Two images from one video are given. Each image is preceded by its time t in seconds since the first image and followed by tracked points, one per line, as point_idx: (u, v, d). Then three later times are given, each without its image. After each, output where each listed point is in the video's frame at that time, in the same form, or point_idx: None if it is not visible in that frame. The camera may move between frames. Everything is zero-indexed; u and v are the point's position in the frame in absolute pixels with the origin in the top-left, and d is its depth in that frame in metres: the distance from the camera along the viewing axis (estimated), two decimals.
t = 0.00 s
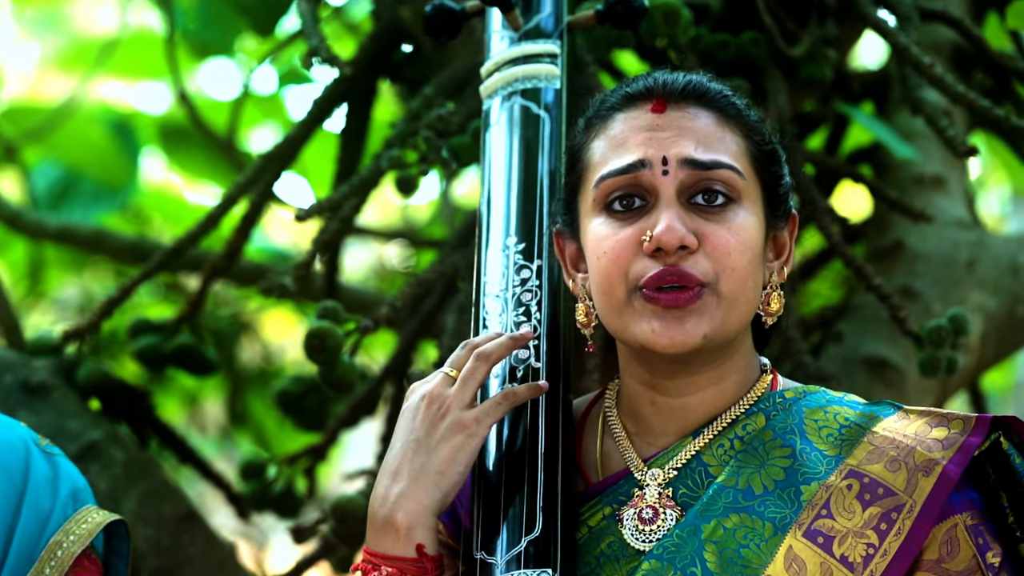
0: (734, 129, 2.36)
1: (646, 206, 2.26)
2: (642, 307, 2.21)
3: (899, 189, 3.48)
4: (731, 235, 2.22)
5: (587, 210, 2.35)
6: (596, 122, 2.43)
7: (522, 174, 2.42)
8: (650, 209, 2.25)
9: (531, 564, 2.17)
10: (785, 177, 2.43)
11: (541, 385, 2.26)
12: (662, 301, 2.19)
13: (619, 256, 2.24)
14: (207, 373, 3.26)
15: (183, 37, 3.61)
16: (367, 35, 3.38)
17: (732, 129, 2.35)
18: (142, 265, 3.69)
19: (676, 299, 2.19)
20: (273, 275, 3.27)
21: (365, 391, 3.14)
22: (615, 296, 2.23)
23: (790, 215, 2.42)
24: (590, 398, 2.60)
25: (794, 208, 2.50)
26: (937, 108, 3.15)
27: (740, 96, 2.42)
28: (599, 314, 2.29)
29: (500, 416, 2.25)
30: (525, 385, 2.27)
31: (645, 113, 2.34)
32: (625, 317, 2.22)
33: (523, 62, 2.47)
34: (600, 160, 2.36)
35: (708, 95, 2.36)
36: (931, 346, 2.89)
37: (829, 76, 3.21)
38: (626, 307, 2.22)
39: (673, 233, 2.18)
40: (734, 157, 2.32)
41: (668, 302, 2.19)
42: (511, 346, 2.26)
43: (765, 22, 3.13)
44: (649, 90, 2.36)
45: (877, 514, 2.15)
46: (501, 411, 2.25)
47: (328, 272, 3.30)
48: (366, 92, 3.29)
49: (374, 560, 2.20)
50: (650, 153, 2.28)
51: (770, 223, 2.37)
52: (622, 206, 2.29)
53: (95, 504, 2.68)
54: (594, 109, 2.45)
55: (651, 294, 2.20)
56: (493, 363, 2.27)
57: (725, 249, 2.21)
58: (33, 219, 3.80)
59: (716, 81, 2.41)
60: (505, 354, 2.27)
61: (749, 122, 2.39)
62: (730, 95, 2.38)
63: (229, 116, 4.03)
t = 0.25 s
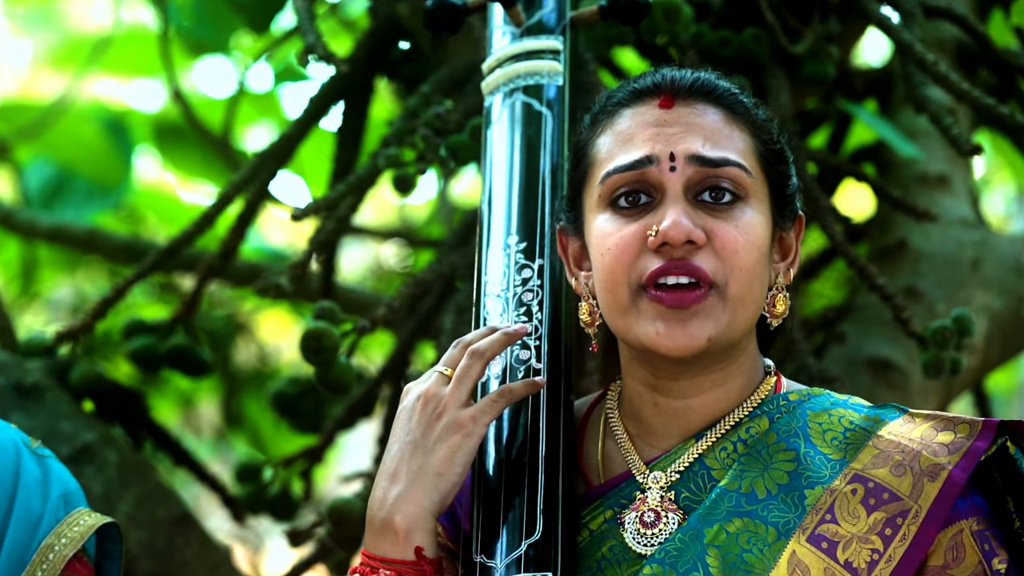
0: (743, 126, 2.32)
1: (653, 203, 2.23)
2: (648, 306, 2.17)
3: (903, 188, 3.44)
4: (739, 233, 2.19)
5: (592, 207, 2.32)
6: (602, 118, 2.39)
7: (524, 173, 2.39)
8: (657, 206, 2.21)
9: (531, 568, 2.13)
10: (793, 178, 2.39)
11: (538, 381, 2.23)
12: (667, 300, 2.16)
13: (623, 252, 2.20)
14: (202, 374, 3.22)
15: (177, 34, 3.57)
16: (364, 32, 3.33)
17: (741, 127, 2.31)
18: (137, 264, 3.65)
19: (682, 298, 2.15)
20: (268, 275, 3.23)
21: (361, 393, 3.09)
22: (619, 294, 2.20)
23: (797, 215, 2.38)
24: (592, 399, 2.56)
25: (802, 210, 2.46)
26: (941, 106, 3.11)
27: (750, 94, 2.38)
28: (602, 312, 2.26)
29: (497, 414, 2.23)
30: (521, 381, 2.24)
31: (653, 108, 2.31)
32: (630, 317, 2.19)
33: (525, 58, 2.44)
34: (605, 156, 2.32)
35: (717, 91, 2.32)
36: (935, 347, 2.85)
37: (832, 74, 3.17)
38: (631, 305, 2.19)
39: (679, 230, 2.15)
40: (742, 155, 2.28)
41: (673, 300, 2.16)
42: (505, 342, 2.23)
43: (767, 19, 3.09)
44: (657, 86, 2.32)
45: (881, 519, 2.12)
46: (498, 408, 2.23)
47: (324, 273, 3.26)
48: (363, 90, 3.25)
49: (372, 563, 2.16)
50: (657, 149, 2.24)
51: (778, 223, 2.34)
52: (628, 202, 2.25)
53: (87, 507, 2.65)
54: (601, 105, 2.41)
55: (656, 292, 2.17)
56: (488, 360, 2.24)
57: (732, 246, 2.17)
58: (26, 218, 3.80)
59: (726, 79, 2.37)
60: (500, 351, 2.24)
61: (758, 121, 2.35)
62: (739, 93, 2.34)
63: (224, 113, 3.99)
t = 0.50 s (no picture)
0: (754, 125, 2.28)
1: (662, 201, 2.19)
2: (657, 306, 2.14)
3: (907, 186, 3.41)
4: (749, 232, 2.15)
5: (599, 205, 2.28)
6: (610, 115, 2.34)
7: (529, 171, 2.35)
8: (666, 204, 2.18)
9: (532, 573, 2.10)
10: (802, 179, 2.36)
11: (534, 375, 2.21)
12: (676, 300, 2.13)
13: (632, 251, 2.16)
14: (196, 374, 3.18)
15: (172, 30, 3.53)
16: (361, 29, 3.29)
17: (750, 125, 2.28)
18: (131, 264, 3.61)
19: (691, 298, 2.12)
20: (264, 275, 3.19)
21: (358, 394, 3.05)
22: (627, 294, 2.16)
23: (805, 216, 2.35)
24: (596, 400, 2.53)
25: (809, 210, 2.43)
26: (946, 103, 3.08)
27: (759, 93, 2.35)
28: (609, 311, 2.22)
29: (494, 410, 2.19)
30: (517, 376, 2.21)
31: (662, 105, 2.27)
32: (639, 319, 2.16)
33: (530, 55, 2.41)
34: (613, 153, 2.28)
35: (727, 89, 2.28)
36: (939, 348, 2.82)
37: (835, 71, 3.13)
38: (639, 305, 2.16)
39: (690, 228, 2.11)
40: (753, 153, 2.24)
41: (682, 300, 2.12)
42: (499, 338, 2.21)
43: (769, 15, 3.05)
44: (667, 82, 2.28)
45: (889, 524, 2.08)
46: (495, 405, 2.19)
47: (320, 273, 3.22)
48: (360, 87, 3.21)
49: (372, 565, 2.13)
50: (667, 146, 2.21)
51: (786, 223, 2.31)
52: (636, 200, 2.22)
53: (83, 512, 2.61)
54: (608, 101, 2.37)
55: (666, 293, 2.14)
56: (483, 357, 2.21)
57: (743, 246, 2.14)
58: (20, 217, 3.79)
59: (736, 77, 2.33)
60: (494, 347, 2.21)
61: (769, 120, 2.31)
62: (749, 91, 2.31)
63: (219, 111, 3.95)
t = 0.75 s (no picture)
0: (767, 125, 2.24)
1: (675, 201, 2.14)
2: (670, 307, 2.10)
3: (911, 185, 3.36)
4: (764, 233, 2.11)
5: (608, 204, 2.23)
6: (620, 112, 2.29)
7: (533, 169, 2.31)
8: (680, 204, 2.13)
9: None
10: (811, 180, 2.32)
11: (535, 375, 2.16)
12: (689, 301, 2.08)
13: (645, 252, 2.12)
14: (190, 376, 3.13)
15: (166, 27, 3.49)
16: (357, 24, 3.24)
17: (763, 124, 2.23)
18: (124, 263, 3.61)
19: (705, 299, 2.07)
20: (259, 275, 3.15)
21: (355, 395, 2.99)
22: (639, 295, 2.11)
23: (814, 217, 2.31)
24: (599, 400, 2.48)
25: (817, 211, 2.39)
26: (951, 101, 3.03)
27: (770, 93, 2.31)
28: (618, 312, 2.17)
29: (496, 410, 2.15)
30: (519, 375, 2.17)
31: (674, 103, 2.22)
32: (652, 320, 2.11)
33: (535, 51, 2.38)
34: (624, 152, 2.24)
35: (740, 88, 2.24)
36: (944, 349, 2.77)
37: (839, 68, 3.08)
38: (652, 306, 2.11)
39: (705, 228, 2.07)
40: (766, 153, 2.20)
41: (696, 301, 2.08)
42: (500, 337, 2.17)
43: (771, 10, 3.00)
44: (680, 80, 2.24)
45: (896, 529, 2.04)
46: (497, 404, 2.15)
47: (316, 273, 3.18)
48: (357, 84, 3.17)
49: (372, 568, 2.09)
50: (680, 145, 2.16)
51: (796, 223, 2.26)
52: (648, 199, 2.17)
53: (79, 518, 2.56)
54: (617, 98, 2.32)
55: (679, 294, 2.09)
56: (484, 356, 2.17)
57: (758, 247, 2.09)
58: (11, 217, 3.71)
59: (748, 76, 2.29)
60: (495, 346, 2.17)
61: (781, 121, 2.27)
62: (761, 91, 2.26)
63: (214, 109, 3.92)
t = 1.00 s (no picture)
0: (767, 122, 2.20)
1: (678, 203, 2.11)
2: (675, 311, 2.06)
3: (915, 183, 3.32)
4: (769, 233, 2.08)
5: (610, 206, 2.19)
6: (618, 113, 2.25)
7: (534, 168, 2.29)
8: (683, 206, 2.10)
9: None
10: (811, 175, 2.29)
11: (546, 386, 2.12)
12: (696, 304, 2.05)
13: (649, 254, 2.08)
14: (186, 377, 3.10)
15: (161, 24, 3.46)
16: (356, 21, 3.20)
17: (764, 123, 2.20)
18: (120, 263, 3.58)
19: (711, 301, 2.05)
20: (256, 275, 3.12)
21: (353, 396, 2.96)
22: (643, 299, 2.08)
23: (815, 213, 2.28)
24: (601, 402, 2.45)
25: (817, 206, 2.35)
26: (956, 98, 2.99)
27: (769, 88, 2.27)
28: (621, 315, 2.14)
29: (503, 418, 2.11)
30: (528, 385, 2.12)
31: (675, 103, 2.18)
32: (656, 323, 2.07)
33: (538, 49, 2.36)
34: (624, 153, 2.20)
35: (739, 86, 2.20)
36: (949, 350, 2.73)
37: (842, 65, 3.04)
38: (657, 310, 2.07)
39: (711, 231, 2.03)
40: (768, 152, 2.17)
41: (702, 304, 2.05)
42: (513, 346, 2.10)
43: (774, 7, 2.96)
44: (679, 79, 2.20)
45: (901, 533, 2.01)
46: (504, 413, 2.10)
47: (314, 273, 3.14)
48: (355, 82, 3.13)
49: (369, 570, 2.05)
50: (683, 146, 2.12)
51: (798, 221, 2.23)
52: (650, 202, 2.13)
53: (77, 523, 2.53)
54: (615, 99, 2.28)
55: (684, 297, 2.06)
56: (495, 364, 2.12)
57: (764, 248, 2.06)
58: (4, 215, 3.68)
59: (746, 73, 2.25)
60: (507, 354, 2.11)
61: (781, 117, 2.23)
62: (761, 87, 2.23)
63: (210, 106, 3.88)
